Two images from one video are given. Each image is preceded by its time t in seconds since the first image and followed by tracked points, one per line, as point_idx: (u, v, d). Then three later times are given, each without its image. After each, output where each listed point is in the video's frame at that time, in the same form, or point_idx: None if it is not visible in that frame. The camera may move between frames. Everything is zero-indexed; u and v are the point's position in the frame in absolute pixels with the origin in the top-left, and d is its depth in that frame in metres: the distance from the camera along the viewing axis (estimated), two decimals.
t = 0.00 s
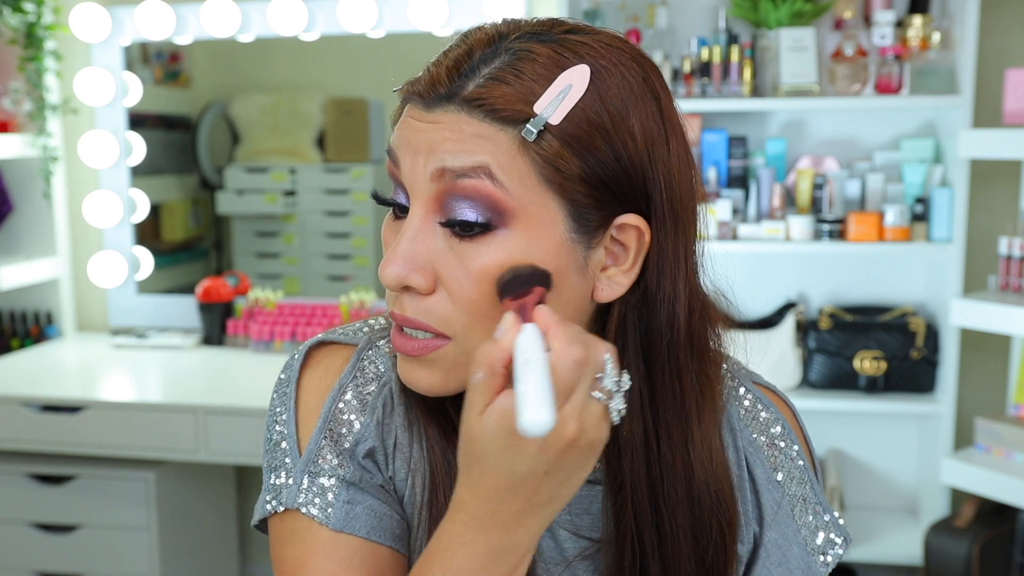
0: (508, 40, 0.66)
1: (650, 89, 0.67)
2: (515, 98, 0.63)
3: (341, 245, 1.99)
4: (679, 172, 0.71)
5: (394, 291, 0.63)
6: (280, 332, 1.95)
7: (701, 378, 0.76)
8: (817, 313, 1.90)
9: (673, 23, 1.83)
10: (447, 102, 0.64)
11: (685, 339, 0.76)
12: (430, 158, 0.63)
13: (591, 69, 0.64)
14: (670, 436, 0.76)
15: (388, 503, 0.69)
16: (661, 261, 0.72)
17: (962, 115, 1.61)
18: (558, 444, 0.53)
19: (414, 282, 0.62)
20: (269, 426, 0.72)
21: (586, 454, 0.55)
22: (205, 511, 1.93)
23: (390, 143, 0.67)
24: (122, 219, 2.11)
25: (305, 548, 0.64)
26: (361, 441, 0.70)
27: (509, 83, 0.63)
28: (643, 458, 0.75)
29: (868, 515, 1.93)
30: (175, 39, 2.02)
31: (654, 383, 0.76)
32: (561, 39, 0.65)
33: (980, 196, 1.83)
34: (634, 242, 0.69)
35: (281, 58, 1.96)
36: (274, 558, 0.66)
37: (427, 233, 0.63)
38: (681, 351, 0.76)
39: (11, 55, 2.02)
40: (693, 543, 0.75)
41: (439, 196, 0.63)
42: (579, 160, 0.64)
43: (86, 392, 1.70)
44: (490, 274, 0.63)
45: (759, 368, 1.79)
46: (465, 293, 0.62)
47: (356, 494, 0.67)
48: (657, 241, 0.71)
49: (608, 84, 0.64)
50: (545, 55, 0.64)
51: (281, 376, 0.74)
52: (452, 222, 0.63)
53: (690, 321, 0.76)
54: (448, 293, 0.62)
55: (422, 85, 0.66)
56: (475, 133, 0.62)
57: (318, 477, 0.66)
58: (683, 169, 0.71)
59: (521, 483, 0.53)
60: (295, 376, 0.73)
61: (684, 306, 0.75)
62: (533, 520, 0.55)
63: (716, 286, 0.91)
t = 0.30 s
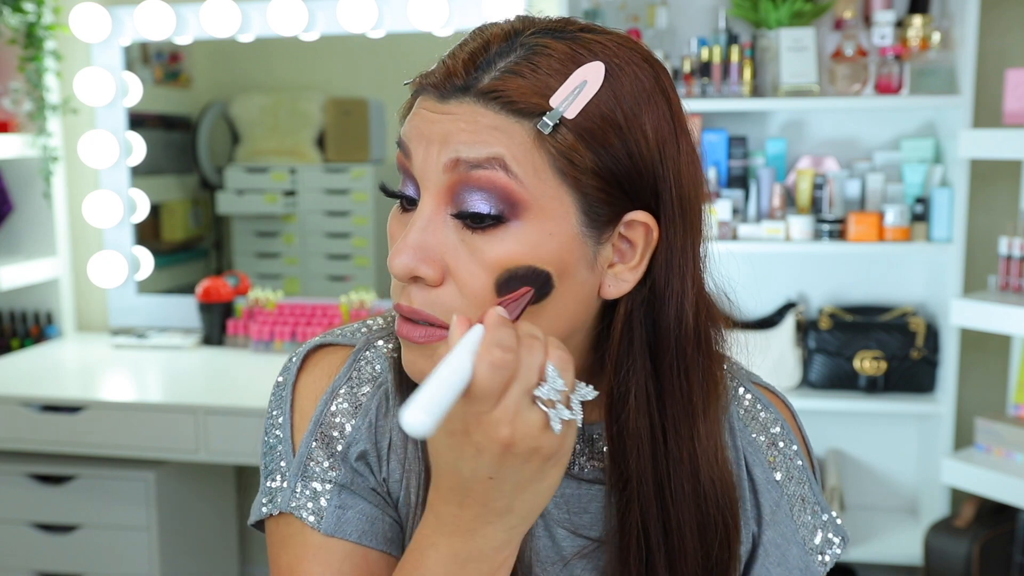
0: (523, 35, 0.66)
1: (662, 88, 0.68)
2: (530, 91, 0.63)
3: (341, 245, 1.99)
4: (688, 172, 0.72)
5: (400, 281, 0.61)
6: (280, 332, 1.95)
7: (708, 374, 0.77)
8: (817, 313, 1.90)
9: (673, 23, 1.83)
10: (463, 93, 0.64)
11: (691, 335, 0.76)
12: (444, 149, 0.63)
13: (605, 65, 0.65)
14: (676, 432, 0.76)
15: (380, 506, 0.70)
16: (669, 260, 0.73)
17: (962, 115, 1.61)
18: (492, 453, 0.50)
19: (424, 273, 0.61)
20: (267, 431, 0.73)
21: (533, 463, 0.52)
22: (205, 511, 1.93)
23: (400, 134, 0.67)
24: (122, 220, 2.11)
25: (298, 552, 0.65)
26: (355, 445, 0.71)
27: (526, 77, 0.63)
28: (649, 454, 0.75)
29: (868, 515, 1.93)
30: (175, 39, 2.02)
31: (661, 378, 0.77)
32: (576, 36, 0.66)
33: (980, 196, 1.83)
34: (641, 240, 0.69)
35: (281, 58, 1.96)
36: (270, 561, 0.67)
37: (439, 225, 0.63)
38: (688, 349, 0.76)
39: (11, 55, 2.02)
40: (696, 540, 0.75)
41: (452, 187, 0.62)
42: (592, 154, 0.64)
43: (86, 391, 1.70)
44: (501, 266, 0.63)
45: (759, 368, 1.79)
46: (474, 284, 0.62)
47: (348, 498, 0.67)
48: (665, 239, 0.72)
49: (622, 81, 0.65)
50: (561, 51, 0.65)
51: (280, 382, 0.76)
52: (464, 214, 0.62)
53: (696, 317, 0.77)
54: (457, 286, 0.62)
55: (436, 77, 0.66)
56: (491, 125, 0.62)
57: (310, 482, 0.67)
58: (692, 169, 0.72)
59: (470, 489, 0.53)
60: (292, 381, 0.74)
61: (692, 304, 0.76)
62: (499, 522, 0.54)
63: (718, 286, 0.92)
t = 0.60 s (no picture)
0: (509, 43, 0.65)
1: (650, 94, 0.66)
2: (512, 101, 0.62)
3: (341, 245, 1.99)
4: (678, 179, 0.70)
5: (388, 286, 0.63)
6: (280, 332, 1.95)
7: (696, 383, 0.75)
8: (817, 313, 1.90)
9: (673, 23, 1.83)
10: (446, 102, 0.63)
11: (679, 343, 0.75)
12: (428, 157, 0.63)
13: (590, 74, 0.63)
14: (664, 440, 0.75)
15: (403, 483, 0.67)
16: (655, 271, 0.71)
17: (963, 115, 1.61)
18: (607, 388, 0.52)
19: (408, 279, 0.62)
20: (274, 411, 0.69)
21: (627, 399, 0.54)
22: (205, 511, 1.93)
23: (391, 140, 0.68)
24: (122, 220, 2.11)
25: (326, 526, 0.61)
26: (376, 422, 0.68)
27: (507, 86, 0.63)
28: (638, 460, 0.75)
29: (868, 515, 1.93)
30: (175, 39, 2.02)
31: (647, 387, 0.75)
32: (562, 43, 0.65)
33: (980, 196, 1.83)
34: (628, 249, 0.67)
35: (281, 58, 1.96)
36: (290, 542, 0.62)
37: (423, 232, 0.63)
38: (676, 355, 0.75)
39: (11, 55, 2.02)
40: (688, 544, 0.75)
41: (435, 196, 0.63)
42: (573, 165, 0.63)
43: (86, 391, 1.70)
44: (483, 273, 0.62)
45: (759, 368, 1.79)
46: (457, 291, 0.62)
47: (375, 471, 0.64)
48: (652, 248, 0.70)
49: (606, 89, 0.64)
50: (545, 59, 0.64)
51: (283, 363, 0.72)
52: (448, 221, 0.62)
53: (684, 325, 0.75)
54: (442, 292, 0.62)
55: (423, 84, 0.66)
56: (472, 135, 0.62)
57: (336, 455, 0.64)
58: (681, 176, 0.70)
59: (571, 426, 0.52)
60: (301, 361, 0.70)
61: (679, 312, 0.74)
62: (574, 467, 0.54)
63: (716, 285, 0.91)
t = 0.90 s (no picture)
0: (514, 39, 0.65)
1: (655, 90, 0.67)
2: (519, 96, 0.62)
3: (341, 245, 1.99)
4: (681, 174, 0.70)
5: (395, 283, 0.62)
6: (280, 332, 1.95)
7: (701, 375, 0.76)
8: (817, 313, 1.90)
9: (673, 23, 1.83)
10: (453, 99, 0.63)
11: (684, 337, 0.75)
12: (435, 154, 0.63)
13: (595, 69, 0.64)
14: (669, 434, 0.75)
15: (397, 480, 0.67)
16: (661, 264, 0.71)
17: (963, 115, 1.61)
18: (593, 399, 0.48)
19: (416, 275, 0.61)
20: (276, 404, 0.69)
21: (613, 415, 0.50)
22: (205, 511, 1.93)
23: (396, 138, 0.67)
24: (122, 219, 2.11)
25: (314, 519, 0.61)
26: (372, 417, 0.68)
27: (515, 82, 0.63)
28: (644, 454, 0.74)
29: (868, 515, 1.93)
30: (175, 39, 2.02)
31: (655, 381, 0.75)
32: (568, 39, 0.65)
33: (980, 196, 1.83)
34: (635, 242, 0.67)
35: (281, 58, 1.96)
36: (279, 537, 0.62)
37: (430, 228, 0.62)
38: (681, 348, 0.76)
39: (11, 55, 2.02)
40: (693, 539, 0.74)
41: (443, 192, 0.62)
42: (581, 158, 0.63)
43: (86, 392, 1.70)
44: (491, 268, 0.62)
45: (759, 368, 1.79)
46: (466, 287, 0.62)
47: (366, 467, 0.64)
48: (657, 242, 0.71)
49: (612, 86, 0.64)
50: (551, 55, 0.64)
51: (286, 358, 0.72)
52: (455, 216, 0.62)
53: (689, 319, 0.75)
54: (450, 287, 0.62)
55: (428, 81, 0.66)
56: (480, 130, 0.62)
57: (328, 450, 0.64)
58: (684, 172, 0.70)
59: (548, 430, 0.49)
60: (303, 355, 0.70)
61: (685, 307, 0.74)
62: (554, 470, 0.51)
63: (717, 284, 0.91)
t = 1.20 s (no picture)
0: (518, 35, 0.66)
1: (657, 82, 0.68)
2: (525, 89, 0.62)
3: (341, 245, 1.99)
4: (685, 164, 0.71)
5: (405, 281, 0.62)
6: (280, 332, 1.95)
7: (705, 364, 0.77)
8: (817, 313, 1.90)
9: (673, 23, 1.83)
10: (459, 94, 0.63)
11: (690, 327, 0.76)
12: (443, 150, 0.62)
13: (599, 61, 0.64)
14: (674, 424, 0.76)
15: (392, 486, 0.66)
16: (668, 248, 0.72)
17: (963, 115, 1.61)
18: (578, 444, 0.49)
19: (426, 271, 0.61)
20: (274, 408, 0.69)
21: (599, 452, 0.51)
22: (205, 511, 1.93)
23: (400, 138, 0.67)
24: (122, 220, 2.11)
25: (306, 525, 0.61)
26: (367, 423, 0.68)
27: (520, 75, 0.63)
28: (652, 442, 0.75)
29: (868, 515, 1.93)
30: (175, 39, 2.02)
31: (661, 367, 0.76)
32: (569, 34, 0.65)
33: (980, 196, 1.83)
34: (641, 232, 0.68)
35: (281, 58, 1.96)
36: (276, 540, 0.63)
37: (439, 224, 0.62)
38: (687, 337, 0.76)
39: (11, 55, 2.02)
40: (700, 530, 0.75)
41: (452, 187, 0.62)
42: (589, 149, 0.64)
43: (86, 392, 1.70)
44: (502, 262, 0.62)
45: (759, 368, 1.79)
46: (477, 282, 0.61)
47: (361, 474, 0.64)
48: (663, 231, 0.72)
49: (616, 77, 0.64)
50: (555, 49, 0.64)
51: (287, 361, 0.72)
52: (465, 211, 0.62)
53: (694, 312, 0.76)
54: (461, 283, 0.61)
55: (433, 79, 0.66)
56: (488, 124, 0.62)
57: (323, 456, 0.64)
58: (687, 161, 0.71)
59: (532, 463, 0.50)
60: (302, 360, 0.70)
61: (689, 296, 0.75)
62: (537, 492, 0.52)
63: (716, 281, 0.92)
